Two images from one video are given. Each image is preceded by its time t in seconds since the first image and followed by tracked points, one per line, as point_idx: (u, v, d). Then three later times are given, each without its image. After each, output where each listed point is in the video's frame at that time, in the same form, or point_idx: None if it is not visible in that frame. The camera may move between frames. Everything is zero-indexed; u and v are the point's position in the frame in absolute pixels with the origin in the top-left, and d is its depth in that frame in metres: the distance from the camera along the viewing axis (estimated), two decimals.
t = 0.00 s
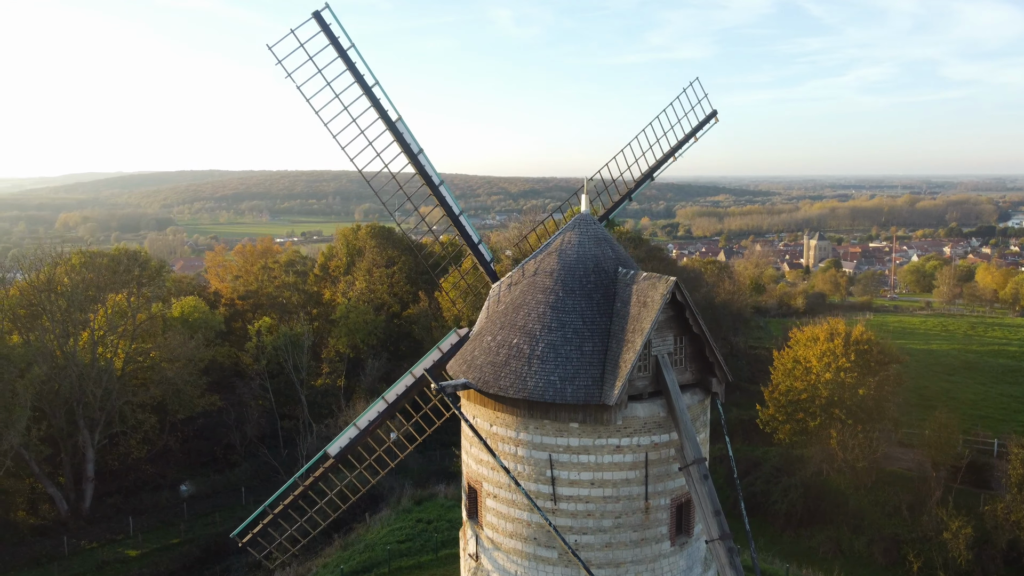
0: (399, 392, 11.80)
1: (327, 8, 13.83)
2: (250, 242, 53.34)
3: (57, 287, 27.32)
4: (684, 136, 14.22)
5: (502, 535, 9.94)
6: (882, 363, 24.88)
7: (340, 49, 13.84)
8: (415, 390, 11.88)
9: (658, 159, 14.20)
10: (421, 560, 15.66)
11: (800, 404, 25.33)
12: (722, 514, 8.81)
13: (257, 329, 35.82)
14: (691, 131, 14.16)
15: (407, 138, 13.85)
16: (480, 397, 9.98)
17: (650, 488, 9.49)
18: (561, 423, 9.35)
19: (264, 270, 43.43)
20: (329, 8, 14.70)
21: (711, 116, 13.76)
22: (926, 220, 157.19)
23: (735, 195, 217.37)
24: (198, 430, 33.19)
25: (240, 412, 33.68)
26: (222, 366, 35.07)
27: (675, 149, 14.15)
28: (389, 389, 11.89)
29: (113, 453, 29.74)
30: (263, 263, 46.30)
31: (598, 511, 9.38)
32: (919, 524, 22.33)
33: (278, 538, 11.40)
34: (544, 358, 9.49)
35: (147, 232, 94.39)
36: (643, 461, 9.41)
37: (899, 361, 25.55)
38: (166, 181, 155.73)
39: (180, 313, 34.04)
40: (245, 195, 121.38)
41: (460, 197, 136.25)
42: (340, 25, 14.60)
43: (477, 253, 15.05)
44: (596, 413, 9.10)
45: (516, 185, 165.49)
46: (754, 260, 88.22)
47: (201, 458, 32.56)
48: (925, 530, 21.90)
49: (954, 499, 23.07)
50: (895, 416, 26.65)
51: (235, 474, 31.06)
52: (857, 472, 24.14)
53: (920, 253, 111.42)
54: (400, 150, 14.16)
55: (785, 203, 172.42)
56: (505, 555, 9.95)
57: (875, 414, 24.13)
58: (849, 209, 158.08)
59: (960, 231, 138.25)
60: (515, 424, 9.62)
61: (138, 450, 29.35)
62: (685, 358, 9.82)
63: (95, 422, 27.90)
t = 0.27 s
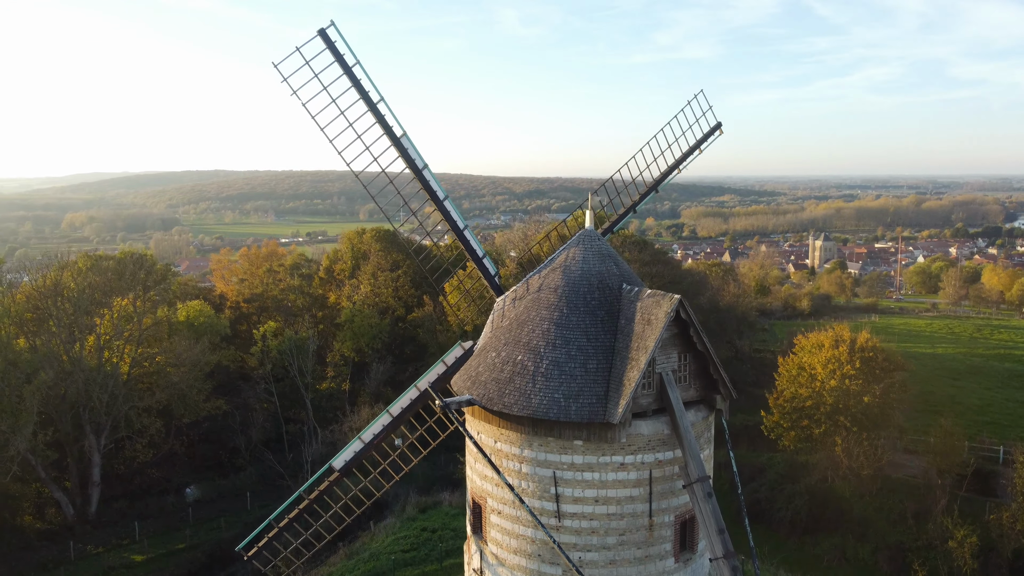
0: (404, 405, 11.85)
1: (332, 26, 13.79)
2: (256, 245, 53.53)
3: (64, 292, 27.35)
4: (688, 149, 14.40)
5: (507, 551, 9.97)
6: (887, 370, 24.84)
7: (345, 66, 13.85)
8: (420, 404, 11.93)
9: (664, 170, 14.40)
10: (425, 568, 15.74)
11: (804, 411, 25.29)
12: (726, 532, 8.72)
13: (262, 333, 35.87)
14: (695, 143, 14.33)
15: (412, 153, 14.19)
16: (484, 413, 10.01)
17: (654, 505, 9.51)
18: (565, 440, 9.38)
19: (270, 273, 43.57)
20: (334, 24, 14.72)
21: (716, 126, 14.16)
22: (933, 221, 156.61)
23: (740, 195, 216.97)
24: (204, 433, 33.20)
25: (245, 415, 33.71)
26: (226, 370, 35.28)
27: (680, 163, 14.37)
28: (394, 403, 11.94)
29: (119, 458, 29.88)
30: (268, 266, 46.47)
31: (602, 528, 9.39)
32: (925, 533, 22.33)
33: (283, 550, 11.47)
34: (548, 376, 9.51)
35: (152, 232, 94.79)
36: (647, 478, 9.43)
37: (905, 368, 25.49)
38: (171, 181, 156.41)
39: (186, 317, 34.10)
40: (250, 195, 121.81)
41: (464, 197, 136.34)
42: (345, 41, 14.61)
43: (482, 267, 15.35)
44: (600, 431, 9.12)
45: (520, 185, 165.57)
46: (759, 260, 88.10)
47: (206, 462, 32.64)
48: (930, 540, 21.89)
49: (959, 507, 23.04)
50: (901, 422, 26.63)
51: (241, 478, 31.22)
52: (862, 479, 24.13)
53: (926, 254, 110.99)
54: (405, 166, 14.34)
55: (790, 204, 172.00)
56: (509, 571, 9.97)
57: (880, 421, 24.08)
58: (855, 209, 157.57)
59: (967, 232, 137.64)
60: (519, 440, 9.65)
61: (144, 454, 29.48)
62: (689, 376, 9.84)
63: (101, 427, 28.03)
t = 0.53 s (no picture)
0: (408, 419, 11.90)
1: (337, 43, 13.79)
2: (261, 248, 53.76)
3: (69, 297, 27.44)
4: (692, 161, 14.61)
5: (510, 567, 10.00)
6: (892, 378, 24.79)
7: (349, 83, 13.85)
8: (424, 418, 11.98)
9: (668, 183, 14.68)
10: None
11: (809, 419, 25.24)
12: (729, 552, 8.70)
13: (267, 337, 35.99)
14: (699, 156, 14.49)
15: (416, 169, 15.29)
16: (488, 430, 10.05)
17: (658, 522, 9.52)
18: (568, 458, 9.40)
19: (274, 276, 43.73)
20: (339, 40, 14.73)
21: (719, 139, 14.15)
22: (939, 221, 156.03)
23: (745, 195, 216.56)
24: (209, 437, 33.32)
25: (251, 419, 33.82)
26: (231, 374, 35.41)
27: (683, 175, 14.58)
28: (398, 417, 11.99)
29: (124, 462, 30.01)
30: (273, 269, 46.65)
31: (605, 545, 9.42)
32: (929, 541, 22.21)
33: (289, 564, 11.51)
34: (552, 393, 9.53)
35: (158, 232, 95.27)
36: (650, 495, 9.45)
37: (909, 375, 25.43)
38: (177, 181, 157.02)
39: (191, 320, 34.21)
40: (255, 195, 122.23)
41: (469, 197, 136.59)
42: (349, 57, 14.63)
43: (487, 282, 15.54)
44: (604, 449, 9.14)
45: (525, 185, 165.71)
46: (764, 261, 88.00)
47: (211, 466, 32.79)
48: (935, 548, 21.86)
49: (964, 515, 22.99)
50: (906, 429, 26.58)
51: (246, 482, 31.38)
52: (866, 487, 24.05)
53: (932, 255, 110.59)
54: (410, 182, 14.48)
55: (795, 204, 171.60)
56: None
57: (885, 429, 24.04)
58: (860, 210, 157.12)
59: (973, 232, 137.05)
60: (523, 457, 9.69)
61: (149, 459, 29.62)
62: (693, 393, 9.86)
63: (107, 432, 28.13)
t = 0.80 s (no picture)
0: (411, 430, 11.94)
1: (341, 58, 13.80)
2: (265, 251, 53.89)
3: (75, 303, 27.53)
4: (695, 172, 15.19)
5: None
6: (897, 384, 24.73)
7: (354, 98, 13.87)
8: (427, 429, 12.03)
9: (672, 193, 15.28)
10: None
11: (813, 425, 25.18)
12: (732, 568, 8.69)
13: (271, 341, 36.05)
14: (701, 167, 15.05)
15: (419, 182, 15.35)
16: (491, 444, 10.08)
17: (660, 537, 9.54)
18: (571, 473, 9.42)
19: (278, 278, 43.81)
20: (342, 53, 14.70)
21: (721, 151, 14.06)
22: (944, 222, 155.57)
23: (748, 195, 216.15)
24: (213, 441, 33.40)
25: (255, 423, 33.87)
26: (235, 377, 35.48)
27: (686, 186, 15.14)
28: (401, 428, 12.04)
29: (129, 465, 30.11)
30: (277, 272, 46.76)
31: (608, 560, 9.44)
32: (933, 549, 22.29)
33: None
34: (555, 408, 9.55)
35: (162, 231, 95.49)
36: (653, 510, 9.47)
37: (913, 381, 25.38)
38: (182, 181, 157.45)
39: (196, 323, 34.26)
40: (259, 195, 122.42)
41: (472, 197, 136.66)
42: (352, 69, 14.66)
43: (491, 295, 15.76)
44: (606, 464, 9.16)
45: (529, 185, 165.71)
46: (768, 262, 87.83)
47: (215, 469, 32.90)
48: (939, 556, 21.86)
49: (968, 522, 22.99)
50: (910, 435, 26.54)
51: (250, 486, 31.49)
52: (870, 493, 24.06)
53: (937, 256, 110.29)
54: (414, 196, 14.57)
55: (799, 204, 171.20)
56: None
57: (889, 435, 23.98)
58: (864, 210, 156.71)
59: (978, 232, 136.61)
60: (526, 472, 9.72)
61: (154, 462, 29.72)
62: (695, 408, 9.87)
63: (112, 436, 28.21)
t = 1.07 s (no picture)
0: (415, 444, 12.02)
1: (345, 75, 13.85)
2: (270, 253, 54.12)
3: (81, 309, 27.65)
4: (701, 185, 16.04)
5: None
6: (901, 392, 24.65)
7: (357, 114, 13.96)
8: (431, 442, 12.09)
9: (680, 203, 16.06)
10: None
11: (817, 432, 25.13)
12: None
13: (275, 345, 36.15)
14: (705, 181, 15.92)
15: (424, 198, 15.72)
16: (495, 460, 10.12)
17: (663, 554, 9.55)
18: (574, 490, 9.44)
19: (283, 281, 43.96)
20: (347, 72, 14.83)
21: (726, 161, 15.24)
22: (950, 222, 154.99)
23: (753, 195, 215.72)
24: (219, 444, 33.52)
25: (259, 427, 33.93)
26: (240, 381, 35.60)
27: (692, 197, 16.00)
28: (405, 441, 12.10)
29: (134, 470, 30.25)
30: (282, 274, 46.96)
31: None
32: (938, 558, 22.29)
33: None
34: (558, 425, 9.58)
35: (168, 231, 95.88)
36: (656, 527, 9.48)
37: (918, 388, 25.29)
38: (187, 181, 158.05)
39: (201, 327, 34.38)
40: (264, 195, 122.74)
41: (477, 197, 136.87)
42: (355, 85, 14.75)
43: (495, 309, 15.79)
44: (609, 483, 9.17)
45: (534, 185, 165.98)
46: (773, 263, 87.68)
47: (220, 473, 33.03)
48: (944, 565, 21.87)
49: (973, 531, 22.98)
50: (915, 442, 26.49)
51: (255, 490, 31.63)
52: (875, 499, 24.13)
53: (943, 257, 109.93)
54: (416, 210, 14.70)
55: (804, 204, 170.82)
56: None
57: (894, 443, 23.91)
58: (870, 210, 156.25)
59: (985, 233, 136.09)
60: (529, 488, 9.75)
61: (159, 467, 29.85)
62: (698, 425, 9.89)
63: (117, 441, 28.31)
